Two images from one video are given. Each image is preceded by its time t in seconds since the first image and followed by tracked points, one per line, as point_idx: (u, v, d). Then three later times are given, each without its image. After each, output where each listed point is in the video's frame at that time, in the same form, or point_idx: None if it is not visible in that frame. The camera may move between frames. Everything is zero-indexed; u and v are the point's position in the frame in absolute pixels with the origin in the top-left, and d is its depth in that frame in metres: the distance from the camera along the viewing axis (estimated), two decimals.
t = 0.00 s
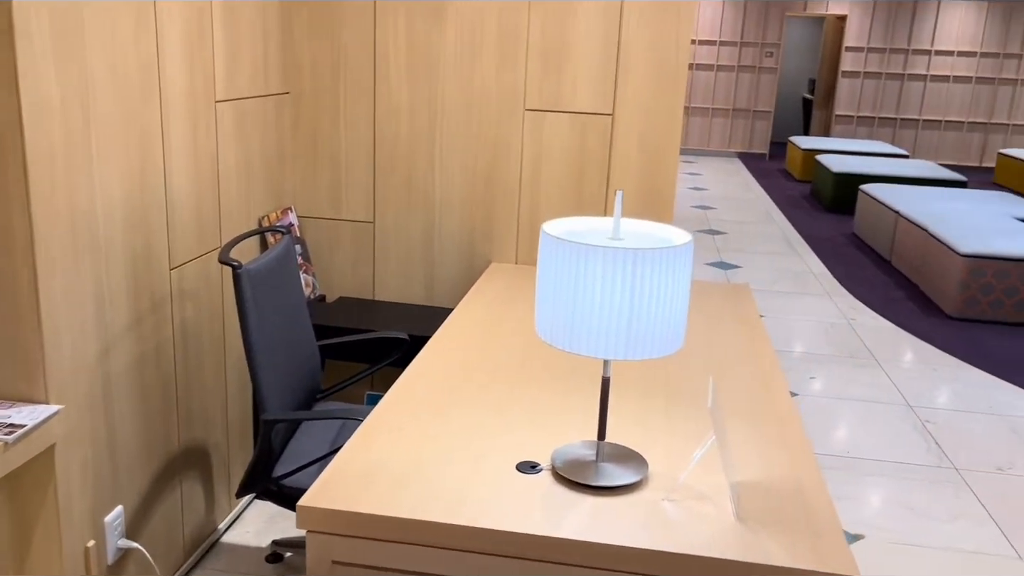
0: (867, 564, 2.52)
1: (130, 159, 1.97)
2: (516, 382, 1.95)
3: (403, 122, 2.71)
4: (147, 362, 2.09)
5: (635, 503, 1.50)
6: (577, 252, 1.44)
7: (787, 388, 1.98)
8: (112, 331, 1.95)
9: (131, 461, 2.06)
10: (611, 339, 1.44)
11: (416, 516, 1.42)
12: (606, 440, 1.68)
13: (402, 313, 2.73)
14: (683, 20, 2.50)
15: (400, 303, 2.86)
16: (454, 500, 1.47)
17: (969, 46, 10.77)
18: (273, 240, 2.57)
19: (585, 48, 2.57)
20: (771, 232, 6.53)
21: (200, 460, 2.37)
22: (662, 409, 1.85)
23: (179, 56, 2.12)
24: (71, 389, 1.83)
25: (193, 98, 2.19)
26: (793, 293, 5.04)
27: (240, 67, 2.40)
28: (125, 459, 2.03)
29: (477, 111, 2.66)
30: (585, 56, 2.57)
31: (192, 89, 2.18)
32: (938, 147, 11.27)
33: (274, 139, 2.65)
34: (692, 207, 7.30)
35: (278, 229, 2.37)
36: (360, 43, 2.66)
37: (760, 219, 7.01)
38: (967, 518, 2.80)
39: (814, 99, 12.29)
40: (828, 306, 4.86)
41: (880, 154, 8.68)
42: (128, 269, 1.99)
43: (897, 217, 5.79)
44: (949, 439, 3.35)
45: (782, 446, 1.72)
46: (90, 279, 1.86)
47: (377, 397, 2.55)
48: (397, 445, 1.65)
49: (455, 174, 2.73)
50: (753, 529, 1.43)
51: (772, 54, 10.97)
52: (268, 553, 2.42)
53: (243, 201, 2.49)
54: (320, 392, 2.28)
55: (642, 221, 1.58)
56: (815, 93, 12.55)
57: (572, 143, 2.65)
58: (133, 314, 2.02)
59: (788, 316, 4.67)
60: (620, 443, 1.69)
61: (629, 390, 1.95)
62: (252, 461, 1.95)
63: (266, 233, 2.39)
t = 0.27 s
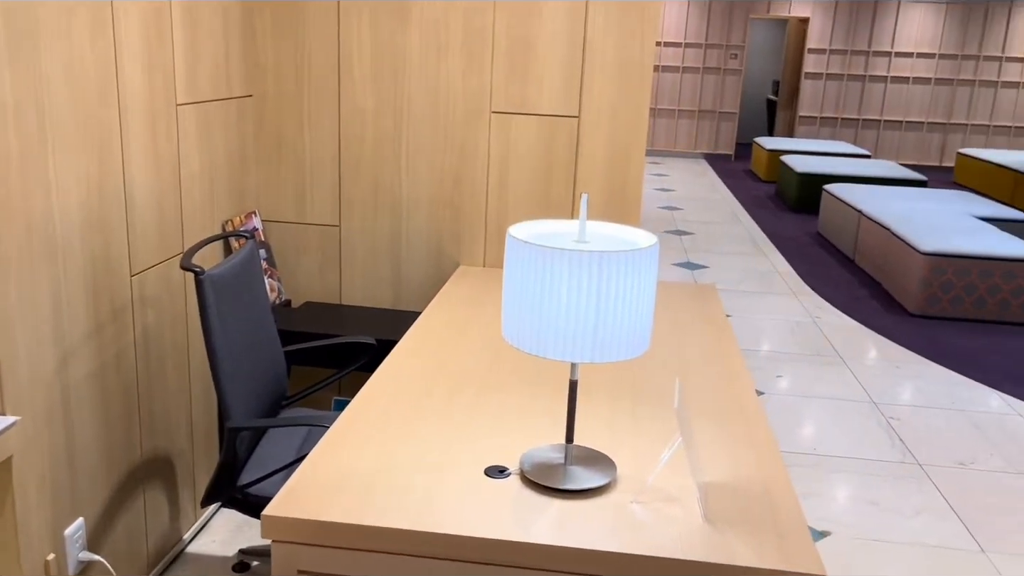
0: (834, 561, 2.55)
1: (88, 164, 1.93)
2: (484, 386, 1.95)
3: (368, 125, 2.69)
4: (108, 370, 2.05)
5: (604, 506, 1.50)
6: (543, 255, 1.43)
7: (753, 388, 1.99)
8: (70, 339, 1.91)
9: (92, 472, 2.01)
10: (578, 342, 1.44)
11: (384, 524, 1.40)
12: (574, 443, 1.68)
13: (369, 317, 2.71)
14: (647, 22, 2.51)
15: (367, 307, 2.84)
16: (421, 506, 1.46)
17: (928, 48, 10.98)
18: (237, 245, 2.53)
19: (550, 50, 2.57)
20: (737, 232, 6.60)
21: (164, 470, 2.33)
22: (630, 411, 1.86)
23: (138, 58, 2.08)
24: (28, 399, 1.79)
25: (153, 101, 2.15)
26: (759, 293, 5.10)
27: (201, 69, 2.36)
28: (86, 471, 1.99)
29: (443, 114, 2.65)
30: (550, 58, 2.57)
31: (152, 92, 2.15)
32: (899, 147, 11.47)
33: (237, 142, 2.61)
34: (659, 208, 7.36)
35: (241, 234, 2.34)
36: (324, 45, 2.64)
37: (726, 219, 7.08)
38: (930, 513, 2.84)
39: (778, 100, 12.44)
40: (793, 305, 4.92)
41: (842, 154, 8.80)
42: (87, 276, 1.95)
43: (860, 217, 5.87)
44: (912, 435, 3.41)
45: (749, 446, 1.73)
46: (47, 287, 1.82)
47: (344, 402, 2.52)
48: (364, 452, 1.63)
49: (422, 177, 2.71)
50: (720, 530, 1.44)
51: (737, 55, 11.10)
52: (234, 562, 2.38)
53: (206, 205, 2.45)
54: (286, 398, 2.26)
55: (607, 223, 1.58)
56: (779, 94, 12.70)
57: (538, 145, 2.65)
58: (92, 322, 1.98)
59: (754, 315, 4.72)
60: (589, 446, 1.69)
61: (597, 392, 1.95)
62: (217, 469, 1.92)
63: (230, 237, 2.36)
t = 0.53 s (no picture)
0: (799, 558, 2.57)
1: (41, 169, 1.88)
2: (449, 390, 1.94)
3: (331, 128, 2.66)
4: (64, 379, 2.00)
5: (570, 509, 1.49)
6: (506, 258, 1.43)
7: (717, 388, 2.01)
8: (24, 348, 1.86)
9: (49, 483, 1.97)
10: (541, 345, 1.44)
11: (348, 532, 1.39)
12: (540, 446, 1.67)
13: (334, 321, 2.68)
14: (610, 25, 2.52)
15: (331, 312, 2.82)
16: (386, 513, 1.45)
17: (887, 49, 11.16)
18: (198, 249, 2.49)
19: (513, 52, 2.56)
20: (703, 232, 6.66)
21: (124, 480, 2.29)
22: (595, 413, 1.86)
23: (93, 61, 2.04)
24: None
25: (109, 105, 2.11)
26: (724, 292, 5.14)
27: (160, 72, 2.32)
28: (42, 483, 1.94)
29: (407, 116, 2.64)
30: (514, 60, 2.57)
31: (107, 95, 2.10)
32: (860, 147, 11.65)
33: (197, 146, 2.57)
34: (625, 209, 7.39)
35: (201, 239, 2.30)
36: (284, 47, 2.61)
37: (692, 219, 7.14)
38: (893, 508, 2.88)
39: (742, 102, 12.57)
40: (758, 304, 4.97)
41: (805, 154, 8.92)
42: (42, 283, 1.90)
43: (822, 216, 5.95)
44: (875, 431, 3.45)
45: (713, 446, 1.74)
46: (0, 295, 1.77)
47: (309, 408, 2.49)
48: (327, 459, 1.61)
49: (386, 179, 2.69)
50: (686, 531, 1.44)
51: (701, 57, 11.20)
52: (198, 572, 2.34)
53: (165, 210, 2.41)
54: (249, 405, 2.23)
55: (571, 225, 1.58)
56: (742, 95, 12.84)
57: (502, 148, 2.65)
58: (46, 331, 1.93)
59: (720, 314, 4.75)
60: (555, 449, 1.69)
61: (562, 394, 1.95)
62: (177, 478, 1.88)
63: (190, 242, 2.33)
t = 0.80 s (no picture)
0: (765, 555, 2.59)
1: None
2: (412, 393, 1.92)
3: (293, 130, 2.63)
4: (17, 388, 1.95)
5: (534, 512, 1.49)
6: (467, 261, 1.41)
7: (680, 387, 2.02)
8: None
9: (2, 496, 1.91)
10: (504, 348, 1.43)
11: (310, 540, 1.36)
12: (504, 449, 1.66)
13: (297, 326, 2.65)
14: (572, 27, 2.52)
15: (294, 316, 2.78)
16: (349, 520, 1.43)
17: (847, 50, 11.34)
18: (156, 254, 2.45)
19: (476, 54, 2.55)
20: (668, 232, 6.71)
21: (82, 490, 2.24)
22: (559, 415, 1.85)
23: (45, 63, 1.99)
24: None
25: (62, 108, 2.07)
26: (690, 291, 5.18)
27: (115, 73, 2.28)
28: None
29: (369, 118, 2.61)
30: (476, 62, 2.56)
31: (60, 97, 2.05)
32: (822, 147, 11.81)
33: (155, 148, 2.53)
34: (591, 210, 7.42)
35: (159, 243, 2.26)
36: (244, 48, 2.57)
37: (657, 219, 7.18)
38: (856, 503, 2.92)
39: (706, 103, 12.68)
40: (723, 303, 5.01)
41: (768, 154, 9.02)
42: None
43: (786, 215, 6.02)
44: (838, 427, 3.50)
45: (676, 446, 1.75)
46: None
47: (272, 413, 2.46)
48: (289, 466, 1.59)
49: (349, 182, 2.67)
50: (650, 532, 1.44)
51: (665, 58, 11.28)
52: None
53: (122, 214, 2.36)
54: (210, 412, 2.19)
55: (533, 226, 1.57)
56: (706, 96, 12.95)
57: (466, 149, 2.63)
58: None
59: (686, 313, 4.79)
60: (519, 452, 1.68)
61: (527, 397, 1.94)
62: (135, 488, 1.84)
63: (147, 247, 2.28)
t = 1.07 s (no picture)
0: (732, 552, 2.61)
1: None
2: (378, 397, 1.90)
3: (255, 132, 2.60)
4: None
5: (501, 514, 1.48)
6: (430, 263, 1.40)
7: (646, 387, 2.02)
8: None
9: None
10: (469, 350, 1.42)
11: (274, 548, 1.34)
12: (471, 452, 1.65)
13: (261, 330, 2.61)
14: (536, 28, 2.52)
15: (258, 320, 2.75)
16: (314, 526, 1.41)
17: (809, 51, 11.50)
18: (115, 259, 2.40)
19: (440, 55, 2.54)
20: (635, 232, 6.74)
21: (40, 501, 2.19)
22: (526, 417, 1.85)
23: None
24: None
25: (17, 110, 2.02)
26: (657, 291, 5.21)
27: (71, 75, 2.23)
28: None
29: (332, 119, 2.59)
30: (440, 63, 2.55)
31: (14, 100, 2.01)
32: (786, 147, 11.96)
33: (113, 151, 2.48)
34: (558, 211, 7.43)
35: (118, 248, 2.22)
36: (204, 49, 2.53)
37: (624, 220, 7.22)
38: (822, 499, 2.95)
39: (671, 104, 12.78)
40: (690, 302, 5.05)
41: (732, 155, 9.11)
42: None
43: (751, 215, 6.08)
44: (803, 424, 3.54)
45: (642, 446, 1.75)
46: None
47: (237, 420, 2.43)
48: (252, 473, 1.56)
49: (312, 184, 2.64)
50: (617, 532, 1.44)
51: (629, 59, 11.38)
52: None
53: (80, 218, 2.31)
54: (171, 419, 2.15)
55: (497, 228, 1.56)
56: (672, 97, 13.04)
57: (431, 151, 2.62)
58: None
59: (653, 312, 4.81)
60: (487, 454, 1.67)
61: (494, 399, 1.93)
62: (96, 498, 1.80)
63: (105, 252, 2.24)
